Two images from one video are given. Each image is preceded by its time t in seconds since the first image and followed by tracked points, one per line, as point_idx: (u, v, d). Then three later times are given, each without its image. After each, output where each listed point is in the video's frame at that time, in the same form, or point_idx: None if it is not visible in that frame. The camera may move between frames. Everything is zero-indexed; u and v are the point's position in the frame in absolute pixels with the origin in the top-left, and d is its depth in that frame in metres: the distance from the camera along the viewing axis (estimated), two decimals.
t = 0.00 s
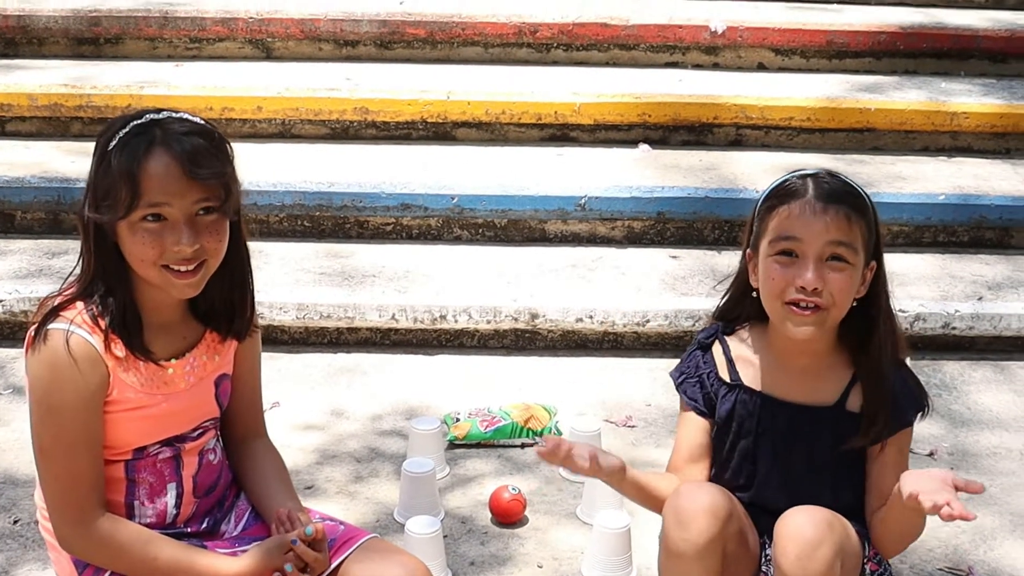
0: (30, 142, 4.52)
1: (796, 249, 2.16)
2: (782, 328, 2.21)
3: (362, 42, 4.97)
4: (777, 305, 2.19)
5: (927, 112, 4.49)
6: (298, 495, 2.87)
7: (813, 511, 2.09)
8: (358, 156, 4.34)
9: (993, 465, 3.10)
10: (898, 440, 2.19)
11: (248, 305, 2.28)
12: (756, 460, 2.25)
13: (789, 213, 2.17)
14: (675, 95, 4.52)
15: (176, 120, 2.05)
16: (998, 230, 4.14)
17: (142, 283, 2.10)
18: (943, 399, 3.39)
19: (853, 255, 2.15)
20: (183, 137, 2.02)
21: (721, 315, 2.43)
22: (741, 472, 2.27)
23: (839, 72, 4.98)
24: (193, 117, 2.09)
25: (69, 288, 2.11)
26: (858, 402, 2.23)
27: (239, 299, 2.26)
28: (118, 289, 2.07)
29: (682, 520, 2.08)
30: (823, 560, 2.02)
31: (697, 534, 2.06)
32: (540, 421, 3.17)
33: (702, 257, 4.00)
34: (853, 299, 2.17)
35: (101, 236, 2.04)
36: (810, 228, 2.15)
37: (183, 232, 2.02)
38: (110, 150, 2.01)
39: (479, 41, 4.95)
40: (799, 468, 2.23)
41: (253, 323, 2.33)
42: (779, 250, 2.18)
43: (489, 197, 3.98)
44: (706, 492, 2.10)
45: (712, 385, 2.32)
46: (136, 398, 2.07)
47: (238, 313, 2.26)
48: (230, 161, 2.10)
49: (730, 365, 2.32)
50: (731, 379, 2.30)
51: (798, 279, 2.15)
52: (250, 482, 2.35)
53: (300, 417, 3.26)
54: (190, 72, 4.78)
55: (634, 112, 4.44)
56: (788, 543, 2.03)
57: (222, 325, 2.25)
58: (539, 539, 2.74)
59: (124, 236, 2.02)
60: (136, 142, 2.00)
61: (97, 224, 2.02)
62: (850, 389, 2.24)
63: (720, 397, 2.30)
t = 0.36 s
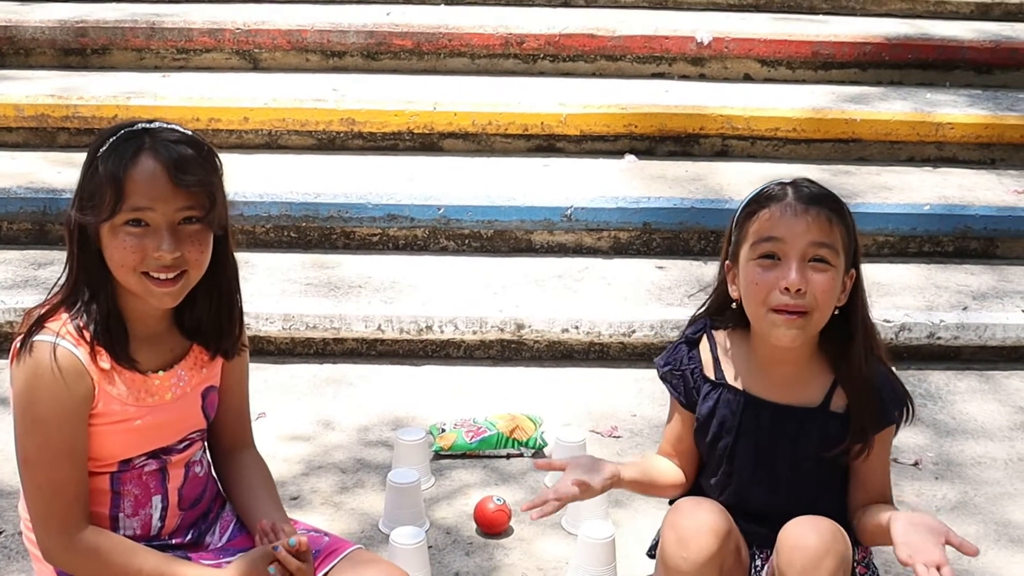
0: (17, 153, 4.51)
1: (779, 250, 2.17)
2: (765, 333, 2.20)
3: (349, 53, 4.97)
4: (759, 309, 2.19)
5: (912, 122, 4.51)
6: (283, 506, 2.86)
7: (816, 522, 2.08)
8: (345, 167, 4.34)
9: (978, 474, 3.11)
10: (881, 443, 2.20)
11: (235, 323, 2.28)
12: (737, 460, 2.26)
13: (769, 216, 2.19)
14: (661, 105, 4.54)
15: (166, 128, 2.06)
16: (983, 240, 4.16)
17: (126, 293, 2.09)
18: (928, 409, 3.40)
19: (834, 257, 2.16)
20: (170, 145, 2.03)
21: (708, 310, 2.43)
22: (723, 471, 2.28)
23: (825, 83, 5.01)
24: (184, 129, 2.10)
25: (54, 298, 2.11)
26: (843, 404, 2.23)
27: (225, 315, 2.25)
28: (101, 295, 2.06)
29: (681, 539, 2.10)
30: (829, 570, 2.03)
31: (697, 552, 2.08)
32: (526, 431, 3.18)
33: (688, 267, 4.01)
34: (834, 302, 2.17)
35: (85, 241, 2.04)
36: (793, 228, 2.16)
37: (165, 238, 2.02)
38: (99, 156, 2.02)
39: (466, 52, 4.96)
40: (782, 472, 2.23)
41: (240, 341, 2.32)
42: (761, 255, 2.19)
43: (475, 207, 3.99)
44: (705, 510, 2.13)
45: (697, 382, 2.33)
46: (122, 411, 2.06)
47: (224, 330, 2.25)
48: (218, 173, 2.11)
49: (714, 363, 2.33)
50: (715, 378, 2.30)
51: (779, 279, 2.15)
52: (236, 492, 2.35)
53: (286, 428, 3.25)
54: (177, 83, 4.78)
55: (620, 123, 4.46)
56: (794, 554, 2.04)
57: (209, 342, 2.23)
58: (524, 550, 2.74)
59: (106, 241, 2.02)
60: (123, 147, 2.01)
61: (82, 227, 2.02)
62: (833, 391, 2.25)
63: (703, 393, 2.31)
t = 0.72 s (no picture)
0: (8, 156, 4.49)
1: (771, 254, 2.16)
2: (758, 335, 2.19)
3: (342, 55, 4.96)
4: (753, 312, 2.18)
5: (906, 124, 4.51)
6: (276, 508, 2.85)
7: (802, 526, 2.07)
8: (338, 169, 4.33)
9: (972, 475, 3.10)
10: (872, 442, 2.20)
11: (229, 325, 2.26)
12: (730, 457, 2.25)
13: (762, 219, 2.18)
14: (654, 107, 4.53)
15: (158, 129, 2.05)
16: (976, 242, 4.17)
17: (119, 295, 2.08)
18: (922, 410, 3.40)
19: (828, 261, 2.15)
20: (163, 145, 2.02)
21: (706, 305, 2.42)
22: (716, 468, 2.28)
23: (819, 84, 5.01)
24: (176, 129, 2.09)
25: (47, 301, 2.09)
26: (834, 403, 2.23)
27: (219, 317, 2.24)
28: (95, 298, 2.05)
29: (657, 538, 2.10)
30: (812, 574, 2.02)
31: (671, 550, 2.09)
32: (520, 433, 3.17)
33: (682, 269, 4.01)
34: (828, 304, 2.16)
35: (79, 243, 2.02)
36: (785, 232, 2.15)
37: (159, 239, 2.01)
38: (91, 158, 2.01)
39: (458, 54, 4.95)
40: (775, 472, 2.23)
41: (234, 344, 2.31)
42: (755, 257, 2.18)
43: (468, 209, 3.98)
44: (682, 507, 2.13)
45: (692, 376, 2.33)
46: (115, 413, 2.05)
47: (218, 332, 2.24)
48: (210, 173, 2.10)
49: (711, 359, 2.33)
50: (710, 373, 2.30)
51: (773, 283, 2.15)
52: (228, 493, 2.34)
53: (279, 430, 3.24)
54: (169, 85, 4.76)
55: (613, 125, 4.45)
56: (777, 558, 2.04)
57: (203, 343, 2.22)
58: (518, 552, 2.73)
59: (100, 243, 2.01)
60: (116, 148, 2.00)
61: (75, 229, 2.01)
62: (825, 391, 2.24)
63: (697, 388, 2.31)
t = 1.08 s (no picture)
0: (2, 150, 4.48)
1: (766, 246, 2.16)
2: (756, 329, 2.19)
3: (336, 48, 4.96)
4: (750, 306, 2.18)
5: (900, 117, 4.52)
6: (273, 501, 2.85)
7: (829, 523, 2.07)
8: (332, 162, 4.33)
9: (967, 467, 3.12)
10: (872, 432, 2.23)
11: (225, 319, 2.26)
12: (730, 456, 2.25)
13: (752, 212, 2.19)
14: (649, 100, 4.53)
15: (154, 122, 2.05)
16: (971, 234, 4.18)
17: (115, 288, 2.07)
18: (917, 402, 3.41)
19: (821, 249, 2.16)
20: (160, 138, 2.02)
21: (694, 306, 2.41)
22: (715, 468, 2.28)
23: (813, 77, 5.01)
24: (172, 122, 2.09)
25: (44, 294, 2.09)
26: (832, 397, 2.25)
27: (216, 309, 2.23)
28: (92, 292, 2.04)
29: (662, 539, 2.11)
30: (842, 568, 2.04)
31: (677, 552, 2.09)
32: (516, 426, 3.18)
33: (677, 261, 4.01)
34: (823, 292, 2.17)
35: (75, 236, 2.02)
36: (777, 224, 2.16)
37: (156, 232, 2.00)
38: (87, 152, 2.00)
39: (453, 47, 4.95)
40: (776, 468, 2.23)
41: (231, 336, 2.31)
42: (750, 250, 2.18)
43: (463, 202, 3.98)
44: (687, 508, 2.14)
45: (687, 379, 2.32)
46: (110, 407, 2.05)
47: (214, 324, 2.24)
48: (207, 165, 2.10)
49: (705, 361, 2.32)
50: (706, 376, 2.29)
51: (768, 274, 2.15)
52: (225, 488, 2.33)
53: (275, 423, 3.24)
54: (164, 79, 4.76)
55: (608, 118, 4.45)
56: (805, 549, 2.04)
57: (200, 336, 2.22)
58: (514, 544, 2.73)
59: (97, 236, 2.01)
60: (112, 141, 2.00)
61: (72, 223, 2.01)
62: (824, 386, 2.26)
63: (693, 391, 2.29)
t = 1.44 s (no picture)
0: None
1: (764, 247, 2.17)
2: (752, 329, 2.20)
3: (331, 50, 4.96)
4: (746, 305, 2.19)
5: (895, 118, 4.53)
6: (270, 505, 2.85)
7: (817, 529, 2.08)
8: (328, 165, 4.33)
9: (963, 468, 3.13)
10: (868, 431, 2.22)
11: (224, 321, 2.26)
12: (724, 455, 2.26)
13: (756, 211, 2.19)
14: (644, 101, 4.53)
15: (154, 126, 2.05)
16: (966, 235, 4.19)
17: (115, 291, 2.07)
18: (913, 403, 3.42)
19: (820, 256, 2.16)
20: (159, 142, 2.02)
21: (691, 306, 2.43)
22: (710, 467, 2.28)
23: (808, 78, 5.02)
24: (171, 126, 2.09)
25: (43, 298, 2.09)
26: (827, 395, 2.25)
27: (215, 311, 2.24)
28: (92, 295, 2.05)
29: (647, 538, 2.11)
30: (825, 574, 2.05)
31: (662, 551, 2.09)
32: (513, 429, 3.18)
33: (673, 263, 4.02)
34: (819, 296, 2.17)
35: (75, 239, 2.02)
36: (780, 226, 2.16)
37: (157, 236, 2.00)
38: (87, 156, 2.00)
39: (448, 49, 4.95)
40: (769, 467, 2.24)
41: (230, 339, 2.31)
42: (749, 249, 2.19)
43: (459, 205, 3.98)
44: (672, 506, 2.14)
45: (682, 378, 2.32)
46: (110, 409, 2.05)
47: (213, 327, 2.24)
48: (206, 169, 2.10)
49: (700, 359, 2.32)
50: (700, 375, 2.30)
51: (765, 277, 2.15)
52: (223, 490, 2.33)
53: (272, 426, 3.24)
54: (159, 81, 4.75)
55: (603, 120, 4.45)
56: (790, 555, 2.05)
57: (199, 339, 2.22)
58: (512, 547, 2.73)
59: (97, 240, 2.01)
60: (112, 146, 2.00)
61: (72, 226, 2.01)
62: (818, 384, 2.26)
63: (688, 390, 2.30)
